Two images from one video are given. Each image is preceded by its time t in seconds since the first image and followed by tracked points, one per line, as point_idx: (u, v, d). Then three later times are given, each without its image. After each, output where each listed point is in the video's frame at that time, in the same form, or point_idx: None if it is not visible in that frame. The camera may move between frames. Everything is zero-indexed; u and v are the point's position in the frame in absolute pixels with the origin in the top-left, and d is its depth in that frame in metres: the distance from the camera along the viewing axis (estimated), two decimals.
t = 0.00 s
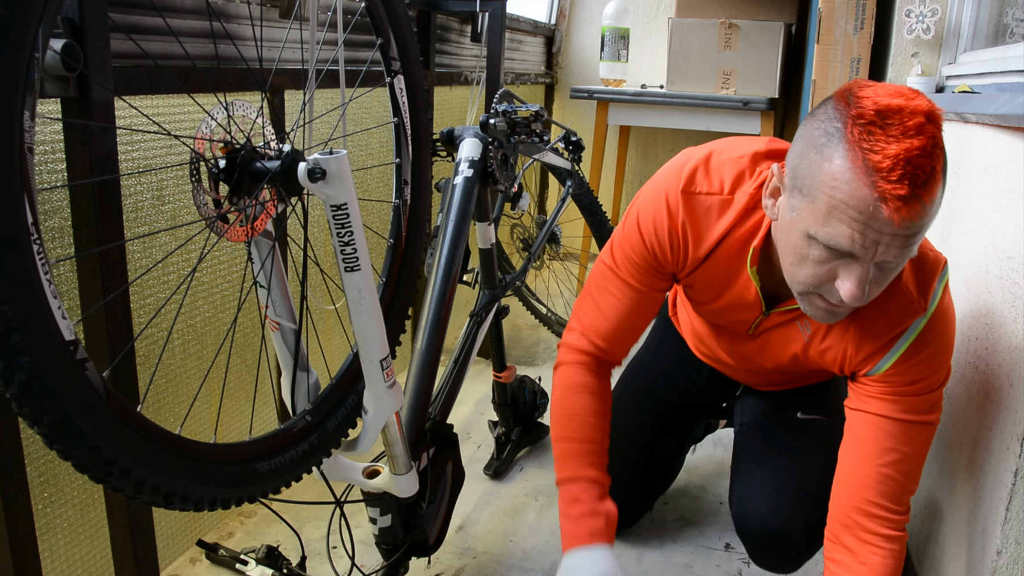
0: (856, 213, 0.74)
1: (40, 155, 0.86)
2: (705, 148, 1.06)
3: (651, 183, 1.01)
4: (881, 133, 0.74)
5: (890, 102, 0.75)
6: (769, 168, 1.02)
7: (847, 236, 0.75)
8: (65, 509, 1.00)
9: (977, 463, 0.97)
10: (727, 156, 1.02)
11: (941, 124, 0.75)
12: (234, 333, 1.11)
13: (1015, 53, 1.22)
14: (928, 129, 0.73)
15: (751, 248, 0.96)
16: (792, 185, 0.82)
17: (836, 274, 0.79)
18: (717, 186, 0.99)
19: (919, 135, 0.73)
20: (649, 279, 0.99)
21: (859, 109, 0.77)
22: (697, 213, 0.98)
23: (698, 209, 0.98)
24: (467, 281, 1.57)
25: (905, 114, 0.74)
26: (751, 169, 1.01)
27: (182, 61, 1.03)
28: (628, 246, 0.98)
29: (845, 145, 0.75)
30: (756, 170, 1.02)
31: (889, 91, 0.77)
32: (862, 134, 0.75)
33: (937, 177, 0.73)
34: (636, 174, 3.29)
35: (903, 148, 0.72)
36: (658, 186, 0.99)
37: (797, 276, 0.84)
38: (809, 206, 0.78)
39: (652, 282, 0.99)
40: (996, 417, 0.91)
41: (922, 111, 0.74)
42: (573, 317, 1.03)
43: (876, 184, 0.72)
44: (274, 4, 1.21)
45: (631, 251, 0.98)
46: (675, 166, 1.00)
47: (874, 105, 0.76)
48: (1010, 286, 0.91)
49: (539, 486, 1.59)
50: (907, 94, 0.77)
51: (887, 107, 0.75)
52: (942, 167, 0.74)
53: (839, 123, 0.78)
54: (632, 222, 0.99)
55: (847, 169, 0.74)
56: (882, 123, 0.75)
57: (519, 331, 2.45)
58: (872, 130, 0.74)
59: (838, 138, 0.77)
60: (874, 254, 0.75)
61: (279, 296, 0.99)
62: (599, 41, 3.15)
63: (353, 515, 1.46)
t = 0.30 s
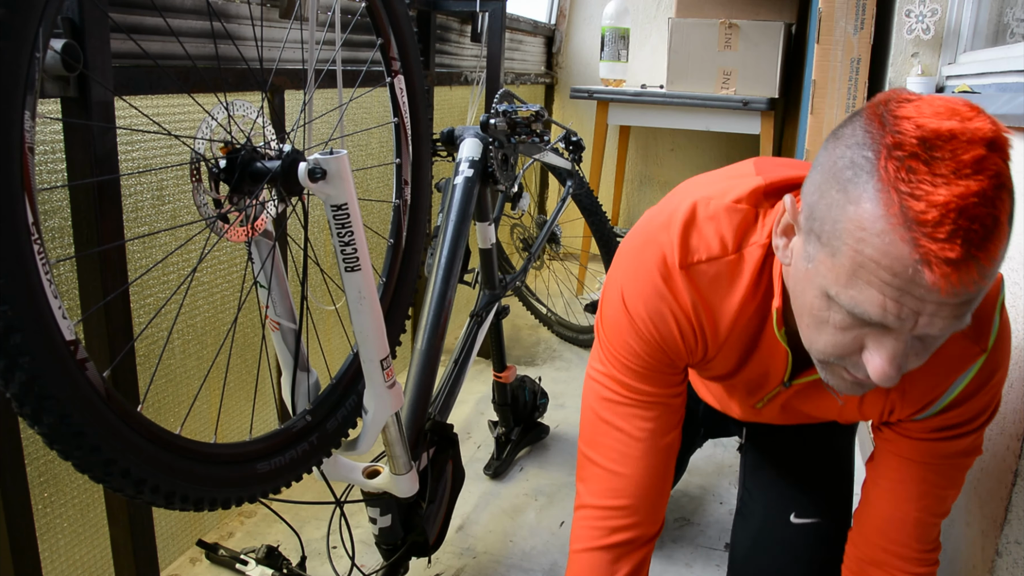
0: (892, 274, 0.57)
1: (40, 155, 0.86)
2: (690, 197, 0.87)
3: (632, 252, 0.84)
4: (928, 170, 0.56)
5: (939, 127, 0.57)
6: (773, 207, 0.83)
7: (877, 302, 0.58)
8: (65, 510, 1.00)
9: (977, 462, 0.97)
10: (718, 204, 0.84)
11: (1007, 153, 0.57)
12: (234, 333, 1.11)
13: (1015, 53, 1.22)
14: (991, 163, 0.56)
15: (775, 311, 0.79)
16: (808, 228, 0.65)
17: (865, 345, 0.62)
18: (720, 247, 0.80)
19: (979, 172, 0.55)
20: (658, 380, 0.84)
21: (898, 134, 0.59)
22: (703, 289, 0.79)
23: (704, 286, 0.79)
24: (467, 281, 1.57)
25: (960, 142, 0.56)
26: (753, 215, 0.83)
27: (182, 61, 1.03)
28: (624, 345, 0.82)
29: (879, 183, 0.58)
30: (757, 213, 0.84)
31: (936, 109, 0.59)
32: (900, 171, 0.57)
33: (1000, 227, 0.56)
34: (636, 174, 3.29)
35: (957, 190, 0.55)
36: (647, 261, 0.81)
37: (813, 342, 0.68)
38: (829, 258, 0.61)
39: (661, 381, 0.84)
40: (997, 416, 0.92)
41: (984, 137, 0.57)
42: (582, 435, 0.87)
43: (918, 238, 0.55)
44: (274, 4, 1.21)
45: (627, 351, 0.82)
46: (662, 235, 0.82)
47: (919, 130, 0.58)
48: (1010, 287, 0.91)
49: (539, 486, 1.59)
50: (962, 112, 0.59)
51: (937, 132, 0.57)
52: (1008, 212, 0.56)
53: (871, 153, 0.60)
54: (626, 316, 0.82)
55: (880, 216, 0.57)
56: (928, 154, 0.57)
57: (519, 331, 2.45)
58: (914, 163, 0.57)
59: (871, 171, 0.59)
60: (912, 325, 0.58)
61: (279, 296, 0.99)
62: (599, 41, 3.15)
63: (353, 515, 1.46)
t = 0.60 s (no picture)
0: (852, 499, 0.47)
1: (40, 155, 0.86)
2: (654, 285, 0.73)
3: (587, 352, 0.73)
4: (910, 384, 0.44)
5: (935, 311, 0.44)
6: (755, 311, 0.68)
7: (839, 524, 0.49)
8: (64, 510, 1.00)
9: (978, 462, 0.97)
10: (686, 306, 0.69)
11: None
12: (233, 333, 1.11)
13: (1015, 53, 1.22)
14: (997, 376, 0.43)
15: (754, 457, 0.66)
16: (768, 397, 0.54)
17: (830, 543, 0.53)
18: (683, 356, 0.68)
19: (977, 389, 0.43)
20: (620, 495, 0.74)
21: (878, 309, 0.46)
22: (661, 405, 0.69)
23: (665, 398, 0.69)
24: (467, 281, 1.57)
25: (963, 342, 0.44)
26: (732, 317, 0.69)
27: (182, 61, 1.03)
28: (582, 454, 0.73)
29: (848, 385, 0.46)
30: (735, 317, 0.69)
31: (938, 272, 0.46)
32: (874, 375, 0.45)
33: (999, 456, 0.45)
34: (636, 174, 3.29)
35: (943, 421, 0.43)
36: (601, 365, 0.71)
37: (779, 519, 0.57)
38: (786, 449, 0.51)
39: (622, 498, 0.74)
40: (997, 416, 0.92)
41: (993, 332, 0.44)
42: (540, 546, 0.78)
43: (885, 472, 0.45)
44: (274, 4, 1.21)
45: (587, 463, 0.73)
46: (618, 336, 0.71)
47: (907, 312, 0.45)
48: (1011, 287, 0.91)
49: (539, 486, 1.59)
50: (973, 275, 0.46)
51: (929, 321, 0.44)
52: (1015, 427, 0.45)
53: (841, 331, 0.48)
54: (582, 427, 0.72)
55: (842, 432, 0.46)
56: (914, 358, 0.44)
57: (519, 331, 2.45)
58: (894, 370, 0.45)
59: (838, 361, 0.47)
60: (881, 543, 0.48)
61: (279, 296, 0.99)
62: (598, 41, 3.15)
63: (354, 514, 1.46)
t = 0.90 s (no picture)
0: None
1: (40, 155, 0.86)
2: (603, 310, 0.71)
3: (535, 368, 0.74)
4: (779, 556, 0.39)
5: (808, 470, 0.40)
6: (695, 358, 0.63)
7: None
8: (64, 510, 1.00)
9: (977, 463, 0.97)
10: (627, 340, 0.67)
11: (919, 514, 0.39)
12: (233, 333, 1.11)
13: (1015, 53, 1.22)
14: (879, 550, 0.38)
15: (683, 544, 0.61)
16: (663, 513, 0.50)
17: None
18: (622, 392, 0.66)
19: (854, 567, 0.38)
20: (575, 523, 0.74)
21: (750, 457, 0.42)
22: (592, 439, 0.67)
23: (599, 434, 0.67)
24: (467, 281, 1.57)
25: (841, 509, 0.39)
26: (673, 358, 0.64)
27: (181, 61, 1.03)
28: (531, 471, 0.74)
29: (715, 544, 0.42)
30: (677, 360, 0.64)
31: (819, 418, 0.41)
32: (740, 540, 0.41)
33: None
34: (636, 174, 3.29)
35: None
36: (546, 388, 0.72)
37: None
38: None
39: (577, 525, 0.74)
40: (997, 417, 0.91)
41: (875, 496, 0.39)
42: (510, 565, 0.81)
43: None
44: (273, 4, 1.21)
45: (537, 479, 0.74)
46: (560, 358, 0.71)
47: (779, 470, 0.41)
48: (1010, 286, 0.91)
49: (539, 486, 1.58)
50: (862, 420, 0.41)
51: (804, 477, 0.40)
52: None
53: (711, 476, 0.43)
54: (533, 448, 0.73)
55: None
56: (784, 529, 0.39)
57: (519, 331, 2.46)
58: (761, 537, 0.40)
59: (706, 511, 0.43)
60: None
61: (279, 296, 0.99)
62: (598, 41, 3.15)
63: (354, 514, 1.46)
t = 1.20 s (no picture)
0: None
1: (40, 155, 0.86)
2: (563, 314, 0.73)
3: (503, 372, 0.76)
4: None
5: (676, 532, 0.40)
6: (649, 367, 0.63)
7: None
8: (64, 510, 1.00)
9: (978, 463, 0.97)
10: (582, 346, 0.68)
11: None
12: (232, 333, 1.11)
13: (1015, 53, 1.22)
14: None
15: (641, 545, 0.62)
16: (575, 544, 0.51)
17: None
18: (576, 399, 0.67)
19: None
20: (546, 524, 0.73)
21: (622, 516, 0.43)
22: (545, 444, 0.68)
23: (553, 440, 0.67)
24: (466, 281, 1.57)
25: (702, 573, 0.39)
26: (626, 367, 0.65)
27: (182, 61, 1.03)
28: (499, 467, 0.76)
29: None
30: (631, 368, 0.65)
31: (692, 482, 0.42)
32: None
33: None
34: (636, 174, 3.29)
35: None
36: (509, 388, 0.73)
37: None
38: None
39: (545, 526, 0.73)
40: (997, 417, 0.91)
41: (742, 562, 0.39)
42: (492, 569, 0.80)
43: None
44: (273, 4, 1.21)
45: (505, 478, 0.75)
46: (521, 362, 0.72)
47: (651, 529, 0.41)
48: (1010, 286, 0.91)
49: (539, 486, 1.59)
50: (734, 483, 0.41)
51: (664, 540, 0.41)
52: None
53: (591, 528, 0.45)
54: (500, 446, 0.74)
55: None
56: None
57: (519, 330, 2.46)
58: None
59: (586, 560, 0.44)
60: None
61: (278, 296, 0.99)
62: (598, 41, 3.15)
63: (353, 514, 1.46)
